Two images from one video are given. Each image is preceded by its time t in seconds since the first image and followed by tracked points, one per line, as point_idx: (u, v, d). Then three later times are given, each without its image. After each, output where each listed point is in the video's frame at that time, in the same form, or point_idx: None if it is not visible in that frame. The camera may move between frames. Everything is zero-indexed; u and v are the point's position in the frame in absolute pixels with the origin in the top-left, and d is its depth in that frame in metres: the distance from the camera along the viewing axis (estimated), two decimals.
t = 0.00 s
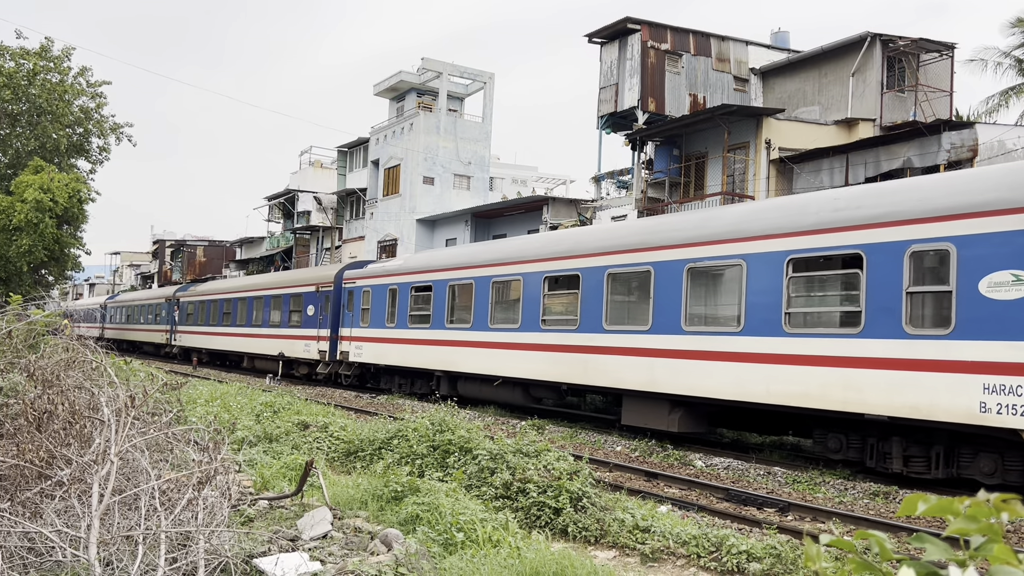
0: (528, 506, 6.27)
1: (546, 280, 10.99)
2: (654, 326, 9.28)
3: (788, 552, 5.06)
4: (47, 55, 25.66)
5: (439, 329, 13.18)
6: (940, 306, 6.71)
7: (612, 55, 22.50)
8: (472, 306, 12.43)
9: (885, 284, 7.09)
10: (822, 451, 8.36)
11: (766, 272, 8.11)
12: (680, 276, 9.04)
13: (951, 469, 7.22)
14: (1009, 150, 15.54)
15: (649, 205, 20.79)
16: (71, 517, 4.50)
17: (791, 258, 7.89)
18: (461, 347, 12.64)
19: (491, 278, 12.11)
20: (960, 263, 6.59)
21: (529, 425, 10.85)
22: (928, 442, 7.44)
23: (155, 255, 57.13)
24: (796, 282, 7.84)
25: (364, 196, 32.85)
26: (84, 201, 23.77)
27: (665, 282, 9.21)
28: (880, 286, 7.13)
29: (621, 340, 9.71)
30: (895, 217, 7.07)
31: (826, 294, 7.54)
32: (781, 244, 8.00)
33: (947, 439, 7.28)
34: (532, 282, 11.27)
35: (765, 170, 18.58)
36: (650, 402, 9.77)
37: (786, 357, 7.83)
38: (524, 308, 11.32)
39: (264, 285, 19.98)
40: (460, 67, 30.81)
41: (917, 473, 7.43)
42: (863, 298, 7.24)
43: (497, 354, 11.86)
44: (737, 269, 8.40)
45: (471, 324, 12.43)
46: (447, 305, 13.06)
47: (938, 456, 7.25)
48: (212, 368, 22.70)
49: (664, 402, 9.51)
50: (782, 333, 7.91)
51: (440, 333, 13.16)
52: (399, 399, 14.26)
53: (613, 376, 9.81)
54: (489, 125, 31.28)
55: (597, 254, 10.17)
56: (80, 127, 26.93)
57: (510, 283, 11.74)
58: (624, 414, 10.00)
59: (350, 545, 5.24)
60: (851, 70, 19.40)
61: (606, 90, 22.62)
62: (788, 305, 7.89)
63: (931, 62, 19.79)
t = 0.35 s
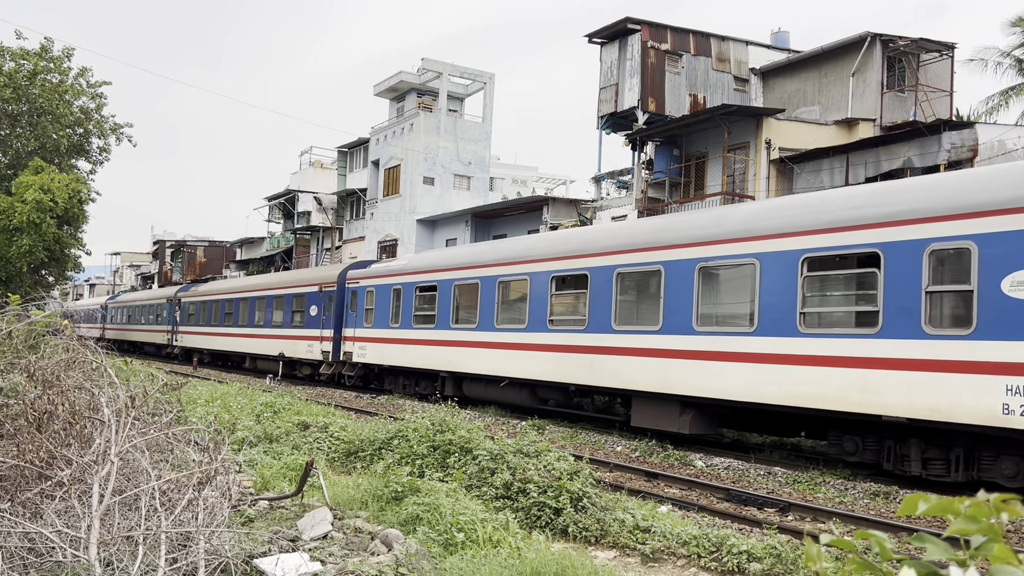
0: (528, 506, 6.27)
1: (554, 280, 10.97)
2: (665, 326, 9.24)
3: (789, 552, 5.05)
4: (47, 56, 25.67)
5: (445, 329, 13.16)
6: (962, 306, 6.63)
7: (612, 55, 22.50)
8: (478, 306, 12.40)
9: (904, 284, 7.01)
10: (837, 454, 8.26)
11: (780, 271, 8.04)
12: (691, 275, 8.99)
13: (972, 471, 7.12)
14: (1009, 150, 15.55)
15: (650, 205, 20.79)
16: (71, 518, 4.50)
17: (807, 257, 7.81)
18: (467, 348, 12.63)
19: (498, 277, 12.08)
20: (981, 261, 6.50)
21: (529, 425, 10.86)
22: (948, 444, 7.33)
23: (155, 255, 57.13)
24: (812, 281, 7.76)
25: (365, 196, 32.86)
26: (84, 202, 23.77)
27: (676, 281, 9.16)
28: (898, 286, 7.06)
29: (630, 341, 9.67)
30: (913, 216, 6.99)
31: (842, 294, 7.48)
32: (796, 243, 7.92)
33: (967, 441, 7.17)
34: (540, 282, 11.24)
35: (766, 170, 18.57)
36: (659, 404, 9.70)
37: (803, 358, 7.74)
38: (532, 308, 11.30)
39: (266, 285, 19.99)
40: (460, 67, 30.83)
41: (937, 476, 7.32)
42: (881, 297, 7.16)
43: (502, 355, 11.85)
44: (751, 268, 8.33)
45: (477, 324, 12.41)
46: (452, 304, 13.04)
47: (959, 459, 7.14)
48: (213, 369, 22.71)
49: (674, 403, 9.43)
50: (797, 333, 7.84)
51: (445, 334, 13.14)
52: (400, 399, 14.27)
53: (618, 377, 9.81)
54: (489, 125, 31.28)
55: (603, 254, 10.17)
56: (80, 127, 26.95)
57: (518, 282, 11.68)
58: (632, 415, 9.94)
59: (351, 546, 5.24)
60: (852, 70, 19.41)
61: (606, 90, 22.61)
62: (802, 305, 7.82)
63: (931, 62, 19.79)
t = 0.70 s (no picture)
0: (529, 506, 6.27)
1: (562, 279, 10.96)
2: (676, 326, 9.20)
3: (789, 552, 5.05)
4: (47, 56, 25.68)
5: (450, 329, 13.15)
6: (984, 305, 6.56)
7: (612, 55, 22.48)
8: (484, 306, 12.38)
9: (923, 283, 6.95)
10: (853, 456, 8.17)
11: (794, 271, 7.98)
12: (702, 275, 8.95)
13: (993, 474, 7.02)
14: (1009, 150, 15.58)
15: (650, 205, 20.79)
16: (71, 518, 4.50)
17: (823, 255, 7.74)
18: (473, 348, 12.62)
19: (504, 277, 12.06)
20: (1003, 260, 6.44)
21: (529, 425, 10.87)
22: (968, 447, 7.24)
23: (155, 255, 57.10)
24: (829, 279, 7.70)
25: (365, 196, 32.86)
26: (84, 202, 23.76)
27: (687, 281, 9.11)
28: (917, 285, 6.99)
29: (640, 341, 9.64)
30: (932, 214, 6.93)
31: (858, 293, 7.43)
32: (810, 241, 7.86)
33: (989, 443, 7.08)
34: (547, 281, 11.22)
35: (765, 170, 18.57)
36: (669, 405, 9.66)
37: (817, 358, 7.69)
38: (539, 308, 11.29)
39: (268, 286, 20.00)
40: (459, 67, 30.84)
41: (958, 479, 7.22)
42: (900, 296, 7.10)
43: (508, 355, 11.85)
44: (765, 267, 8.28)
45: (483, 324, 12.39)
46: (458, 304, 13.02)
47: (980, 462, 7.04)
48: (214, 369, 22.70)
49: (685, 404, 9.38)
50: (813, 333, 7.77)
51: (451, 333, 13.13)
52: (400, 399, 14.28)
53: (626, 377, 9.79)
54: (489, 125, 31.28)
55: (610, 253, 10.17)
56: (80, 128, 26.96)
57: (526, 282, 11.64)
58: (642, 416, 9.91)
59: (351, 545, 5.24)
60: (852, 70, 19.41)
61: (606, 90, 22.61)
62: (818, 304, 7.76)
63: (931, 62, 19.78)
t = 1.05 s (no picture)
0: (529, 507, 6.27)
1: (570, 278, 10.96)
2: (688, 326, 9.18)
3: (790, 552, 5.05)
4: (47, 56, 25.69)
5: (456, 329, 13.14)
6: (1007, 304, 6.51)
7: (611, 55, 22.48)
8: (491, 307, 12.37)
9: (944, 282, 6.90)
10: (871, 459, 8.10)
11: (809, 270, 7.97)
12: (714, 274, 8.94)
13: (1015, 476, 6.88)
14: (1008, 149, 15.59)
15: (650, 205, 20.80)
16: (71, 518, 4.50)
17: (840, 254, 7.72)
18: (479, 348, 12.61)
19: (511, 276, 12.06)
20: None
21: (529, 425, 10.86)
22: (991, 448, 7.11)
23: (155, 256, 57.10)
24: (845, 278, 7.68)
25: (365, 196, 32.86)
26: (84, 203, 23.75)
27: (699, 280, 9.09)
28: (938, 284, 6.95)
29: (651, 341, 9.63)
30: (953, 211, 6.87)
31: (875, 292, 7.41)
32: (826, 240, 7.84)
33: (1011, 445, 6.95)
34: (555, 281, 11.22)
35: (765, 170, 18.57)
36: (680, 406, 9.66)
37: (831, 358, 7.68)
38: (547, 307, 11.29)
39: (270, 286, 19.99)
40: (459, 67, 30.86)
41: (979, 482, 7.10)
42: (920, 295, 7.06)
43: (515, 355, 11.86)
44: (780, 265, 8.26)
45: (489, 324, 12.39)
46: (463, 303, 13.01)
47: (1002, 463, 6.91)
48: (215, 369, 22.70)
49: (698, 405, 9.37)
50: (830, 333, 7.75)
51: (457, 333, 13.12)
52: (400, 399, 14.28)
53: (636, 377, 9.78)
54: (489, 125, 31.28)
55: (618, 252, 10.19)
56: (80, 128, 26.97)
57: (534, 281, 11.63)
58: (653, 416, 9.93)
59: (352, 545, 5.25)
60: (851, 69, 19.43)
61: (606, 90, 22.61)
62: (835, 304, 7.74)
63: (931, 61, 19.77)
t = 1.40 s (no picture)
0: (530, 506, 6.27)
1: (577, 278, 10.94)
2: (701, 325, 9.17)
3: (789, 552, 5.05)
4: (46, 56, 25.69)
5: (462, 329, 13.13)
6: None
7: (611, 54, 22.46)
8: (497, 306, 12.36)
9: (966, 280, 6.87)
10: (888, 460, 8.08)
11: (825, 269, 7.95)
12: (726, 273, 8.93)
13: None
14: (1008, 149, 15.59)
15: (650, 204, 20.81)
16: (71, 519, 4.50)
17: (857, 252, 7.70)
18: (486, 349, 12.61)
19: (517, 276, 12.04)
20: None
21: (530, 425, 10.86)
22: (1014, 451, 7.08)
23: (155, 256, 57.12)
24: (862, 277, 7.67)
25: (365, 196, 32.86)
26: (84, 203, 23.74)
27: (711, 279, 9.08)
28: (960, 282, 6.92)
29: (663, 341, 9.61)
30: (975, 209, 6.84)
31: (893, 291, 7.39)
32: (842, 238, 7.83)
33: None
34: (562, 280, 11.21)
35: (765, 169, 18.56)
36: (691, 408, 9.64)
37: (846, 358, 7.68)
38: (554, 307, 11.29)
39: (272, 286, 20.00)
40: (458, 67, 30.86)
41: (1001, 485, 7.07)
42: (941, 295, 7.04)
43: (522, 355, 11.86)
44: (795, 264, 8.25)
45: (496, 324, 12.38)
46: (469, 302, 12.99)
47: None
48: (215, 369, 22.70)
49: (710, 406, 9.33)
50: (847, 333, 7.73)
51: (462, 333, 13.10)
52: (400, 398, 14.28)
53: (646, 377, 9.78)
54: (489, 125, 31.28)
55: (626, 251, 10.20)
56: (79, 128, 26.96)
57: (540, 280, 11.61)
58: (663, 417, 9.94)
59: (352, 545, 5.25)
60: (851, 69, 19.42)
61: (606, 90, 22.60)
62: (851, 303, 7.73)
63: (930, 60, 19.80)
